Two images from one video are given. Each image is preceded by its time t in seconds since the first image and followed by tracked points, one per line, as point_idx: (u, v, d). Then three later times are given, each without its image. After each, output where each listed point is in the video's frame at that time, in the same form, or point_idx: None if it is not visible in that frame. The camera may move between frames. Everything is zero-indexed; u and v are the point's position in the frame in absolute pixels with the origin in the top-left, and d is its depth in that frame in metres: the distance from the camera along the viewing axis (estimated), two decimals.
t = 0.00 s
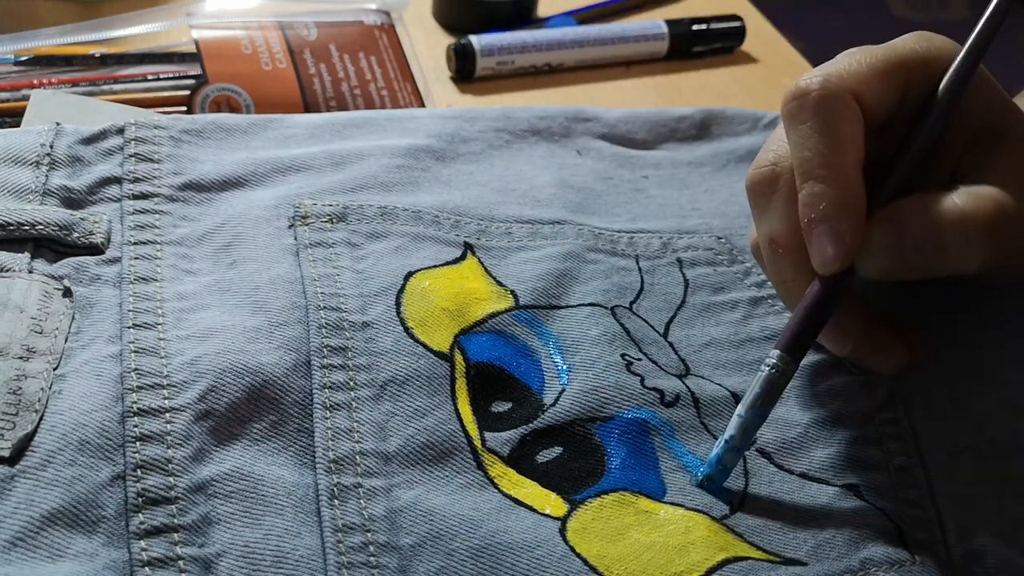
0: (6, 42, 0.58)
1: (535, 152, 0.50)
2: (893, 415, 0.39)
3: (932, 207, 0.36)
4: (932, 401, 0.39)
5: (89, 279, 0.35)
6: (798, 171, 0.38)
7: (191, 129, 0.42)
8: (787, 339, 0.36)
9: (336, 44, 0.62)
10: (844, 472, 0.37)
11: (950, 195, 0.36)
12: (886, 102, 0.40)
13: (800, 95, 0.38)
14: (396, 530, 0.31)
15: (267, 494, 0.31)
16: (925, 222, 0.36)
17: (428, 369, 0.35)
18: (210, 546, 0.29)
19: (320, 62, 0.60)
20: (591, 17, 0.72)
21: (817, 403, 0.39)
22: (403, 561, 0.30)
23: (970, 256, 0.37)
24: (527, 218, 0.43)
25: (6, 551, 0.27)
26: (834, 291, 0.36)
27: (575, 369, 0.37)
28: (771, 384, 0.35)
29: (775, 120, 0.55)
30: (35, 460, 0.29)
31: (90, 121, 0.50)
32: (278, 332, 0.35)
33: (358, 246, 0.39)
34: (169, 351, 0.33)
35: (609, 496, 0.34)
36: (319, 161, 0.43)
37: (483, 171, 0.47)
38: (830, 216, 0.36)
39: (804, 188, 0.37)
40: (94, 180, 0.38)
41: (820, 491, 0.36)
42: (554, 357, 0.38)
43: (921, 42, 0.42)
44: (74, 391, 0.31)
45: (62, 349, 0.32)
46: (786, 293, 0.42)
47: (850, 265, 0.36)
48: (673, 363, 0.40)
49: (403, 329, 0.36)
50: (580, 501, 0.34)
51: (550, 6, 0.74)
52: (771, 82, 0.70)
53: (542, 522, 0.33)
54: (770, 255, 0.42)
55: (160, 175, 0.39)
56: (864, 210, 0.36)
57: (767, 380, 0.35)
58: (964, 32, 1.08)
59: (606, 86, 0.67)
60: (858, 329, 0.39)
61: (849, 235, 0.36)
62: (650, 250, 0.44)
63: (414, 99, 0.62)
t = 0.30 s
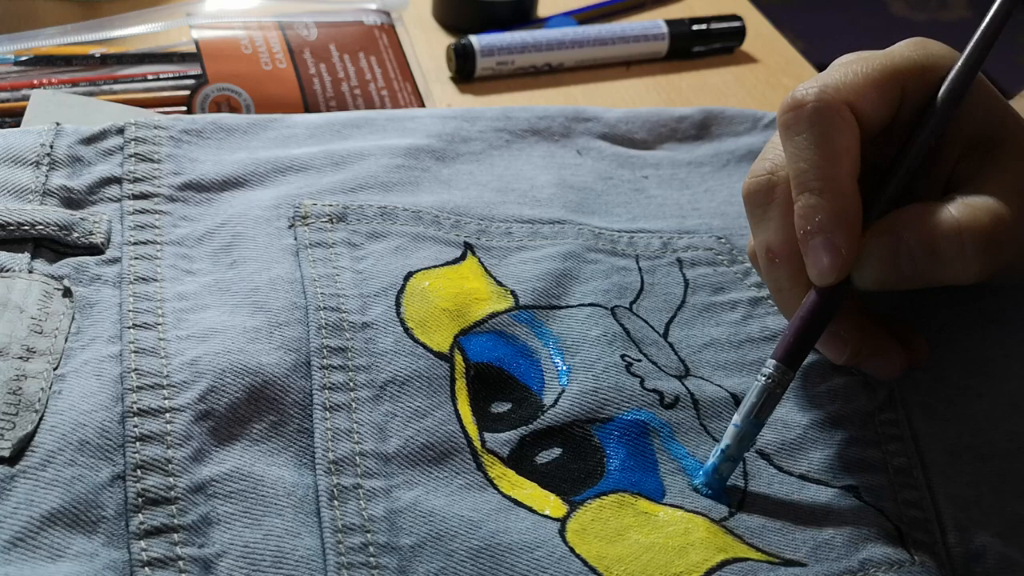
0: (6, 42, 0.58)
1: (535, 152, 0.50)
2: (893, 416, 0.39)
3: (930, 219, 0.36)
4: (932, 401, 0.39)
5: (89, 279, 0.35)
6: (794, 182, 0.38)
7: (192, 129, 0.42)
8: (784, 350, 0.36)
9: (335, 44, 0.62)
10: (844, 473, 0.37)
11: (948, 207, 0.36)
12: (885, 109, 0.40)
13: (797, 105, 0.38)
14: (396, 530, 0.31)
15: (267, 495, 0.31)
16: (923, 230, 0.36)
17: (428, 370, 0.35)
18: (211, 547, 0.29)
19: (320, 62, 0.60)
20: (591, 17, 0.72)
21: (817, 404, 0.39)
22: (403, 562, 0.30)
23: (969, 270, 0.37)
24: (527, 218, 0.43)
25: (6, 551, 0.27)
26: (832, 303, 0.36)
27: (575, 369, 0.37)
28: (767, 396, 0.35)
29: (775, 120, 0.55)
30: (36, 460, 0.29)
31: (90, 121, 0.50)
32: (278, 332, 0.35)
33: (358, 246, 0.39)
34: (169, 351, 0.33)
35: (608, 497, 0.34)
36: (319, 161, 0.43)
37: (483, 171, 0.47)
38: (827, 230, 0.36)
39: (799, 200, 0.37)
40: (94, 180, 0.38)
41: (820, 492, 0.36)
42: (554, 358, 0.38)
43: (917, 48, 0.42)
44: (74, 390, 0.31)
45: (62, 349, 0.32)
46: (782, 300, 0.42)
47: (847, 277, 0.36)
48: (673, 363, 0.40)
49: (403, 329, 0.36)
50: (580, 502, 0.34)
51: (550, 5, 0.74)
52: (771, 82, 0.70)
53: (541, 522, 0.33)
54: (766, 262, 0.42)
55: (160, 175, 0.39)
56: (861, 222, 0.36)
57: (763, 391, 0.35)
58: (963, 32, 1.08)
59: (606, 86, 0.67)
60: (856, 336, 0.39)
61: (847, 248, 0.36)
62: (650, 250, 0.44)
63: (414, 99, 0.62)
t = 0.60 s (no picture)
0: (6, 42, 0.58)
1: (535, 152, 0.50)
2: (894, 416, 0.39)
3: (933, 171, 0.36)
4: (931, 401, 0.39)
5: (89, 279, 0.35)
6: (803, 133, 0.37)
7: (192, 130, 0.42)
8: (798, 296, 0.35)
9: (335, 44, 0.62)
10: (845, 472, 0.37)
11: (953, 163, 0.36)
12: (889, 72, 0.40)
13: (809, 55, 0.38)
14: (396, 530, 0.31)
15: (267, 494, 0.31)
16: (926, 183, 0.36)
17: (428, 369, 0.35)
18: (210, 546, 0.29)
19: (320, 62, 0.60)
20: (591, 17, 0.72)
21: (818, 403, 0.39)
22: (403, 561, 0.30)
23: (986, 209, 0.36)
24: (527, 217, 0.43)
25: (6, 551, 0.27)
26: (847, 253, 0.34)
27: (575, 369, 0.37)
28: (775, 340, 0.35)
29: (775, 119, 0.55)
30: (36, 460, 0.29)
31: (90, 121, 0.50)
32: (278, 332, 0.35)
33: (358, 246, 0.39)
34: (169, 351, 0.33)
35: (609, 495, 0.34)
36: (319, 161, 0.43)
37: (483, 171, 0.47)
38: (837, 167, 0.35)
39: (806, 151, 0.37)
40: (94, 180, 0.38)
41: (820, 491, 0.36)
42: (554, 357, 0.38)
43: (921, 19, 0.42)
44: (74, 391, 0.31)
45: (62, 349, 0.32)
46: (792, 257, 0.42)
47: (861, 227, 0.35)
48: (674, 363, 0.40)
49: (403, 329, 0.36)
50: (580, 500, 0.34)
51: (550, 5, 0.74)
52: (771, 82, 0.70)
53: (542, 521, 0.33)
54: (777, 220, 0.42)
55: (160, 175, 0.39)
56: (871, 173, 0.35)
57: (772, 337, 0.35)
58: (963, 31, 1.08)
59: (605, 86, 0.67)
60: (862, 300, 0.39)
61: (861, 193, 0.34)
62: (650, 249, 0.44)
63: (414, 99, 0.62)
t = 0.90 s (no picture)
0: (6, 42, 0.58)
1: (534, 152, 0.50)
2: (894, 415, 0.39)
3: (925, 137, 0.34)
4: (931, 401, 0.39)
5: (89, 279, 0.35)
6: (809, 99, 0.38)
7: (192, 130, 0.42)
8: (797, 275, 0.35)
9: (335, 44, 0.62)
10: (845, 471, 0.37)
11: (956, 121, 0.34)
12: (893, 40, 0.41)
13: (808, 26, 0.39)
14: (396, 530, 0.31)
15: (267, 494, 0.31)
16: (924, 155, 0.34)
17: (428, 369, 0.35)
18: (210, 547, 0.29)
19: (320, 62, 0.60)
20: (591, 17, 0.72)
21: (818, 402, 0.39)
22: (403, 561, 0.30)
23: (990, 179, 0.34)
24: (527, 217, 0.43)
25: (6, 551, 0.27)
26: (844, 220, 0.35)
27: (575, 368, 0.37)
28: (778, 306, 0.36)
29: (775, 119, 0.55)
30: (36, 460, 0.29)
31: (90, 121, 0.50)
32: (278, 332, 0.35)
33: (358, 246, 0.39)
34: (169, 351, 0.33)
35: (609, 495, 0.34)
36: (319, 161, 0.43)
37: (483, 171, 0.47)
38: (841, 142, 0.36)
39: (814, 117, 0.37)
40: (94, 180, 0.38)
41: (820, 491, 0.36)
42: (554, 357, 0.38)
43: None
44: (74, 390, 0.31)
45: (62, 349, 0.32)
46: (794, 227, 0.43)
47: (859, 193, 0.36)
48: (674, 363, 0.40)
49: (403, 329, 0.36)
50: (580, 500, 0.34)
51: (550, 5, 0.74)
52: (771, 82, 0.70)
53: (541, 521, 0.33)
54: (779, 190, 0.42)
55: (160, 175, 0.39)
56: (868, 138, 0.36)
57: (775, 304, 0.36)
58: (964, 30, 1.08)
59: (605, 86, 0.67)
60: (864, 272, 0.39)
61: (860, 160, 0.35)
62: (650, 249, 0.44)
63: (414, 99, 0.62)
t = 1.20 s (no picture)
0: (6, 42, 0.58)
1: (534, 152, 0.50)
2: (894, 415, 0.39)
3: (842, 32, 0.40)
4: (931, 402, 0.39)
5: (90, 279, 0.35)
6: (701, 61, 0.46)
7: (192, 130, 0.42)
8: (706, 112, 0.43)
9: (335, 44, 0.62)
10: (845, 471, 0.37)
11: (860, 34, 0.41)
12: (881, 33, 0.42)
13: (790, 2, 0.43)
14: (396, 530, 0.31)
15: (268, 494, 0.31)
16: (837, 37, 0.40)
17: (429, 369, 0.35)
18: (211, 546, 0.29)
19: (320, 62, 0.60)
20: (592, 17, 0.72)
21: (819, 402, 0.39)
22: (404, 561, 0.30)
23: None
24: (527, 218, 0.43)
25: (6, 551, 0.27)
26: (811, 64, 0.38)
27: (575, 368, 0.37)
28: (673, 150, 0.43)
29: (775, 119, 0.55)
30: (36, 460, 0.29)
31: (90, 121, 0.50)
32: (278, 332, 0.35)
33: (359, 246, 0.39)
34: (169, 351, 0.33)
35: (609, 495, 0.34)
36: (319, 161, 0.43)
37: (483, 171, 0.47)
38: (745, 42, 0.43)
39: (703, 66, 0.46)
40: (94, 180, 0.38)
41: (820, 491, 0.36)
42: (554, 357, 0.38)
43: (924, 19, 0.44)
44: (74, 391, 0.31)
45: (63, 349, 0.32)
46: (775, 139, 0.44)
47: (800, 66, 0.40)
48: (674, 362, 0.39)
49: (403, 329, 0.36)
50: (580, 500, 0.34)
51: (550, 5, 0.74)
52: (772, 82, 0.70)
53: (542, 521, 0.33)
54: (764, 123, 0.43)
55: (160, 175, 0.39)
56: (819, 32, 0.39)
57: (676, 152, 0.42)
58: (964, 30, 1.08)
59: (606, 86, 0.67)
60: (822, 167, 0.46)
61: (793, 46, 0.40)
62: (650, 250, 0.44)
63: (414, 99, 0.62)
